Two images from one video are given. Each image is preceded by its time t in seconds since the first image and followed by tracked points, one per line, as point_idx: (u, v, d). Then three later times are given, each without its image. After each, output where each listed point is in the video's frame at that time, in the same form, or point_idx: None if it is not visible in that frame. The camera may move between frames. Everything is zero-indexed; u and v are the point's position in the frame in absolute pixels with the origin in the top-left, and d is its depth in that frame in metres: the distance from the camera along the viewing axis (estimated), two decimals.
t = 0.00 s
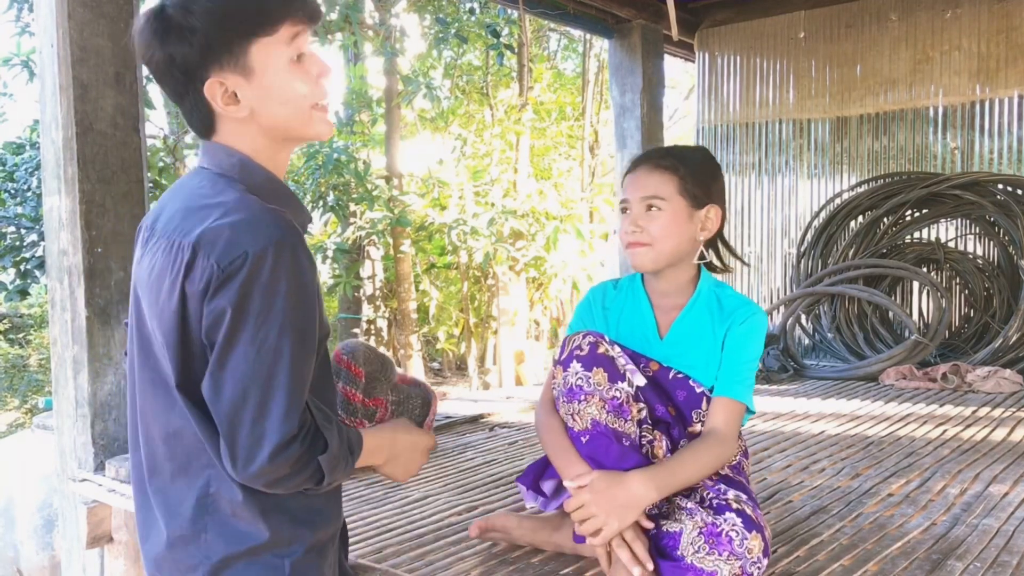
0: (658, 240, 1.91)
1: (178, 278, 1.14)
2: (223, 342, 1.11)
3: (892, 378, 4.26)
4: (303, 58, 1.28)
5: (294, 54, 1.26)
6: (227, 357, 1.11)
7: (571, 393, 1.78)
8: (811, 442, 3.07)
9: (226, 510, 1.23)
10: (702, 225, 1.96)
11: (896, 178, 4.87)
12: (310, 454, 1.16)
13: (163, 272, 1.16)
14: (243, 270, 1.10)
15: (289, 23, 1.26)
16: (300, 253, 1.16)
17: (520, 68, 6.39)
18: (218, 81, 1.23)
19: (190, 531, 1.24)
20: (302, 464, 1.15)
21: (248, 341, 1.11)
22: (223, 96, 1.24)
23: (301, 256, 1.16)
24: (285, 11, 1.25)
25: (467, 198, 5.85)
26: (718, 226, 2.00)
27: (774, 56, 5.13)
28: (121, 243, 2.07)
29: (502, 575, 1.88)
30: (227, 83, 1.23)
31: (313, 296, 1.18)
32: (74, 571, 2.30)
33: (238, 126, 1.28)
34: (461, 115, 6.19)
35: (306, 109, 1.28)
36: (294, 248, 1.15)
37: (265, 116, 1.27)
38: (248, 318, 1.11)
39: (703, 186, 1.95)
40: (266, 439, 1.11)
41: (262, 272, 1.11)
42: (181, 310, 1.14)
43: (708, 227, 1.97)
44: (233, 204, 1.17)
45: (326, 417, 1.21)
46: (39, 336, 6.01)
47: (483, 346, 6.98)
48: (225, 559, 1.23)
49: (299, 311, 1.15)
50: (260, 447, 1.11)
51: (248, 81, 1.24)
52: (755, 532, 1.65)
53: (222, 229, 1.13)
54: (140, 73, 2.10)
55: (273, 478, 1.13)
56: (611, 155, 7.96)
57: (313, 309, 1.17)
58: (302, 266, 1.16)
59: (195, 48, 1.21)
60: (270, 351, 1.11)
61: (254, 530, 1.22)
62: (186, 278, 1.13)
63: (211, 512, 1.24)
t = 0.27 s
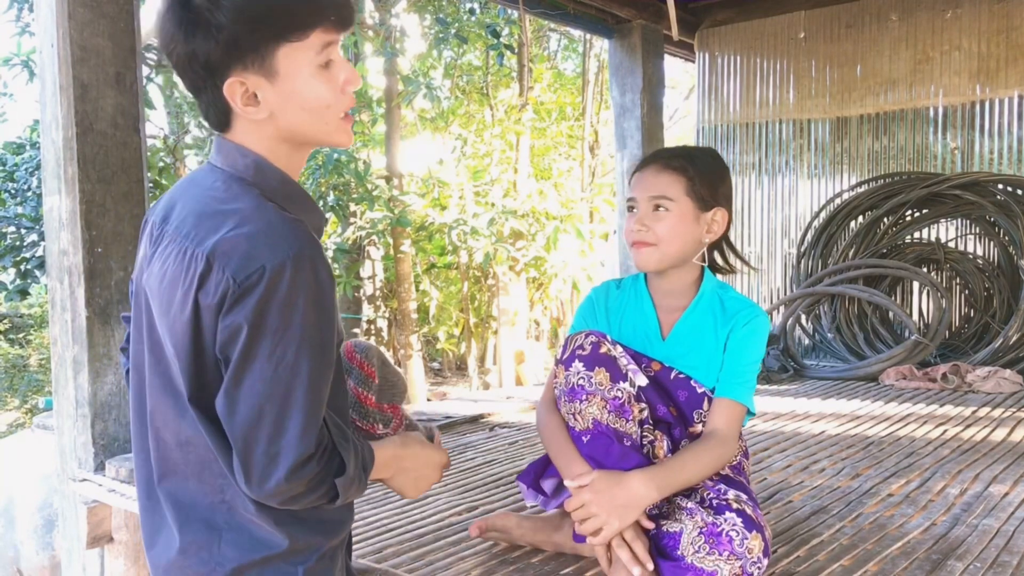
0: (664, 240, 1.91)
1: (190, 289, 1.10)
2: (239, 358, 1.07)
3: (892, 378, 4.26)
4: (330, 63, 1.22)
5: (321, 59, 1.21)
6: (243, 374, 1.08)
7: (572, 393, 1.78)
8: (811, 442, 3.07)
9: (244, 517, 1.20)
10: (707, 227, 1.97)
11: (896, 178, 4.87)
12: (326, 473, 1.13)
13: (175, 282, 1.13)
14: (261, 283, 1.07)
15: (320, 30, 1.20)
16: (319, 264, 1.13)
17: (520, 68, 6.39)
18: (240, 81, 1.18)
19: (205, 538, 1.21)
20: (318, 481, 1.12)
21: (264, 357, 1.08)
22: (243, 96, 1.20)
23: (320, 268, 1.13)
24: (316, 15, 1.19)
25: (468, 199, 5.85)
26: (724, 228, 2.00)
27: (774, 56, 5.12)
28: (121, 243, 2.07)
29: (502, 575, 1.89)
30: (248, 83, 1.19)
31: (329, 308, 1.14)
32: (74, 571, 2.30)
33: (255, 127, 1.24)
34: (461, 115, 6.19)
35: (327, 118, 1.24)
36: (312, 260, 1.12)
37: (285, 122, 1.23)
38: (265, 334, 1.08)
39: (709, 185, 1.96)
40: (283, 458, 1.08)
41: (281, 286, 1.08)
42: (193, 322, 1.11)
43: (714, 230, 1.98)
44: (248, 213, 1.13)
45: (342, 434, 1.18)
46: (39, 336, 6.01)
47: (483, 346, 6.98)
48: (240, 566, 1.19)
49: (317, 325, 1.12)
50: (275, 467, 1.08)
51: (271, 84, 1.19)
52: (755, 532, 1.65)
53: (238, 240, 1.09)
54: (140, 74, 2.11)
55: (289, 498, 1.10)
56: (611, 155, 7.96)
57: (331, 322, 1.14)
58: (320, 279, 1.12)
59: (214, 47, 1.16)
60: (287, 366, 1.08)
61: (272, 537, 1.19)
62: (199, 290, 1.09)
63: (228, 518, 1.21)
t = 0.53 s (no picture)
0: (667, 240, 1.91)
1: (211, 293, 1.06)
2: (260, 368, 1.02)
3: (892, 378, 4.26)
4: (365, 72, 1.19)
5: (357, 66, 1.18)
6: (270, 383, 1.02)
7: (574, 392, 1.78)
8: (811, 442, 3.07)
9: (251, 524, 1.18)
10: (710, 228, 1.97)
11: (895, 178, 4.88)
12: (351, 481, 1.10)
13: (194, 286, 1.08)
14: (287, 290, 1.02)
15: (361, 38, 1.17)
16: (343, 270, 1.08)
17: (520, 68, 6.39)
18: (274, 79, 1.14)
19: (213, 546, 1.19)
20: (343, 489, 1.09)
21: (293, 365, 1.02)
22: (275, 94, 1.16)
23: (345, 273, 1.08)
24: (357, 22, 1.16)
25: (468, 198, 5.85)
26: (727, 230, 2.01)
27: (775, 56, 5.12)
28: (121, 243, 2.07)
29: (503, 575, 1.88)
30: (281, 82, 1.15)
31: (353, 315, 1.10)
32: (74, 571, 2.29)
33: (280, 126, 1.19)
34: (461, 115, 6.19)
35: (355, 126, 1.21)
36: (337, 264, 1.07)
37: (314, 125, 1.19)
38: (292, 342, 1.02)
39: (712, 186, 1.96)
40: (314, 467, 1.04)
41: (307, 293, 1.03)
42: (214, 328, 1.06)
43: (717, 231, 1.99)
44: (269, 215, 1.09)
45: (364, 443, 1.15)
46: (39, 336, 6.01)
47: (483, 346, 6.98)
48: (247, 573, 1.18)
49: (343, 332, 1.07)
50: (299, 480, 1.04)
51: (305, 86, 1.16)
52: (756, 532, 1.65)
53: (262, 244, 1.04)
54: (140, 74, 2.11)
55: (316, 508, 1.06)
56: (611, 154, 7.96)
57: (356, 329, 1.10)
58: (346, 284, 1.08)
59: (245, 43, 1.12)
60: (312, 376, 1.03)
61: (278, 547, 1.17)
62: (221, 294, 1.05)
63: (235, 525, 1.19)
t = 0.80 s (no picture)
0: (668, 240, 1.91)
1: (218, 296, 1.06)
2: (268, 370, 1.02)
3: (892, 378, 4.26)
4: (377, 78, 1.21)
5: (371, 72, 1.19)
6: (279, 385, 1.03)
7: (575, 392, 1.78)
8: (811, 442, 3.07)
9: (257, 524, 1.18)
10: (711, 227, 1.96)
11: (895, 178, 4.88)
12: (359, 480, 1.11)
13: (201, 288, 1.08)
14: (294, 291, 1.03)
15: (378, 47, 1.19)
16: (349, 271, 1.09)
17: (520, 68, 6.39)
18: (291, 76, 1.14)
19: (218, 546, 1.19)
20: (352, 487, 1.10)
21: (302, 367, 1.03)
22: (289, 92, 1.15)
23: (351, 275, 1.09)
24: (374, 29, 1.18)
25: (468, 198, 5.85)
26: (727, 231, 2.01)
27: (775, 56, 5.12)
28: (122, 243, 2.07)
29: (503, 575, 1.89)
30: (297, 79, 1.14)
31: (360, 316, 1.10)
32: (74, 571, 2.29)
33: (289, 122, 1.19)
34: (461, 115, 6.19)
35: (362, 132, 1.22)
36: (344, 266, 1.08)
37: (323, 127, 1.19)
38: (300, 343, 1.03)
39: (712, 185, 1.96)
40: (324, 468, 1.05)
41: (315, 294, 1.04)
42: (221, 331, 1.06)
43: (718, 230, 1.98)
44: (275, 218, 1.09)
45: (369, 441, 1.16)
46: (39, 336, 6.00)
47: (483, 346, 6.98)
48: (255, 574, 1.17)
49: (350, 332, 1.08)
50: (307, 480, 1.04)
51: (319, 86, 1.16)
52: (756, 531, 1.65)
53: (269, 247, 1.05)
54: (140, 74, 2.11)
55: (326, 508, 1.07)
56: (611, 154, 7.96)
57: (362, 329, 1.11)
58: (352, 286, 1.08)
59: (267, 43, 1.12)
60: (320, 377, 1.04)
61: (286, 547, 1.16)
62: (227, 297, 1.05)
63: (242, 525, 1.19)
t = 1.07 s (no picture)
0: (668, 235, 1.91)
1: (213, 290, 1.07)
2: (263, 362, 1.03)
3: (892, 378, 4.26)
4: (368, 80, 1.21)
5: (363, 74, 1.20)
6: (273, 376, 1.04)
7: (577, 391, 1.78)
8: (810, 442, 3.07)
9: (256, 520, 1.18)
10: (710, 221, 1.97)
11: (895, 178, 4.88)
12: (353, 474, 1.11)
13: (197, 283, 1.09)
14: (288, 283, 1.04)
15: (371, 49, 1.20)
16: (342, 264, 1.10)
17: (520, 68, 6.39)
18: (287, 73, 1.14)
19: (218, 544, 1.19)
20: (346, 480, 1.11)
21: (296, 358, 1.04)
22: (285, 89, 1.15)
23: (343, 269, 1.10)
24: (367, 32, 1.19)
25: (467, 199, 5.85)
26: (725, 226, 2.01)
27: (775, 56, 5.12)
28: (122, 243, 2.07)
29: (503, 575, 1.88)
30: (293, 77, 1.15)
31: (352, 309, 1.11)
32: (74, 571, 2.29)
33: (281, 121, 1.19)
34: (461, 115, 6.20)
35: (354, 132, 1.22)
36: (337, 259, 1.09)
37: (316, 126, 1.19)
38: (294, 335, 1.04)
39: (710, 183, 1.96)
40: (318, 460, 1.05)
41: (308, 286, 1.05)
42: (216, 325, 1.07)
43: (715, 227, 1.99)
44: (269, 213, 1.10)
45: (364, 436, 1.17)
46: (39, 336, 6.00)
47: (483, 346, 6.98)
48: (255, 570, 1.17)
49: (343, 325, 1.09)
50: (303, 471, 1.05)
51: (314, 84, 1.16)
52: (756, 532, 1.65)
53: (262, 240, 1.06)
54: (140, 74, 2.11)
55: (321, 500, 1.07)
56: (611, 155, 7.96)
57: (354, 324, 1.12)
58: (345, 280, 1.10)
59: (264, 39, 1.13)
60: (314, 369, 1.05)
61: (283, 542, 1.17)
62: (222, 290, 1.06)
63: (240, 522, 1.19)
